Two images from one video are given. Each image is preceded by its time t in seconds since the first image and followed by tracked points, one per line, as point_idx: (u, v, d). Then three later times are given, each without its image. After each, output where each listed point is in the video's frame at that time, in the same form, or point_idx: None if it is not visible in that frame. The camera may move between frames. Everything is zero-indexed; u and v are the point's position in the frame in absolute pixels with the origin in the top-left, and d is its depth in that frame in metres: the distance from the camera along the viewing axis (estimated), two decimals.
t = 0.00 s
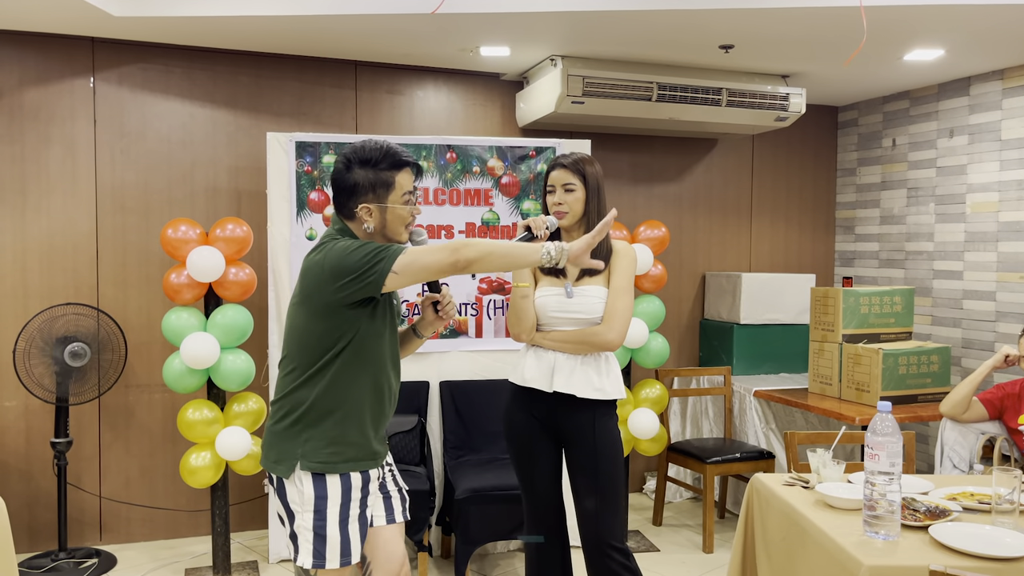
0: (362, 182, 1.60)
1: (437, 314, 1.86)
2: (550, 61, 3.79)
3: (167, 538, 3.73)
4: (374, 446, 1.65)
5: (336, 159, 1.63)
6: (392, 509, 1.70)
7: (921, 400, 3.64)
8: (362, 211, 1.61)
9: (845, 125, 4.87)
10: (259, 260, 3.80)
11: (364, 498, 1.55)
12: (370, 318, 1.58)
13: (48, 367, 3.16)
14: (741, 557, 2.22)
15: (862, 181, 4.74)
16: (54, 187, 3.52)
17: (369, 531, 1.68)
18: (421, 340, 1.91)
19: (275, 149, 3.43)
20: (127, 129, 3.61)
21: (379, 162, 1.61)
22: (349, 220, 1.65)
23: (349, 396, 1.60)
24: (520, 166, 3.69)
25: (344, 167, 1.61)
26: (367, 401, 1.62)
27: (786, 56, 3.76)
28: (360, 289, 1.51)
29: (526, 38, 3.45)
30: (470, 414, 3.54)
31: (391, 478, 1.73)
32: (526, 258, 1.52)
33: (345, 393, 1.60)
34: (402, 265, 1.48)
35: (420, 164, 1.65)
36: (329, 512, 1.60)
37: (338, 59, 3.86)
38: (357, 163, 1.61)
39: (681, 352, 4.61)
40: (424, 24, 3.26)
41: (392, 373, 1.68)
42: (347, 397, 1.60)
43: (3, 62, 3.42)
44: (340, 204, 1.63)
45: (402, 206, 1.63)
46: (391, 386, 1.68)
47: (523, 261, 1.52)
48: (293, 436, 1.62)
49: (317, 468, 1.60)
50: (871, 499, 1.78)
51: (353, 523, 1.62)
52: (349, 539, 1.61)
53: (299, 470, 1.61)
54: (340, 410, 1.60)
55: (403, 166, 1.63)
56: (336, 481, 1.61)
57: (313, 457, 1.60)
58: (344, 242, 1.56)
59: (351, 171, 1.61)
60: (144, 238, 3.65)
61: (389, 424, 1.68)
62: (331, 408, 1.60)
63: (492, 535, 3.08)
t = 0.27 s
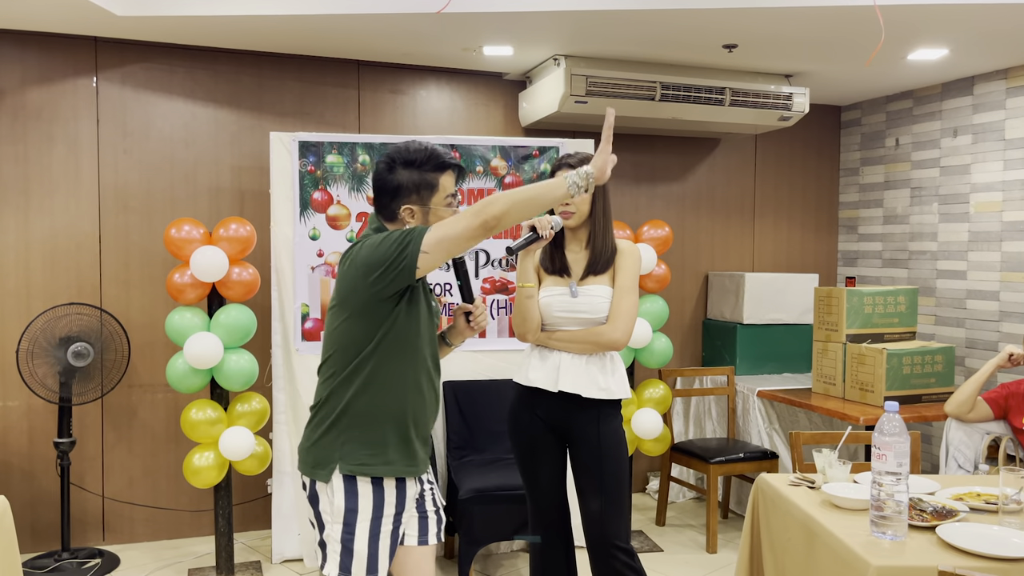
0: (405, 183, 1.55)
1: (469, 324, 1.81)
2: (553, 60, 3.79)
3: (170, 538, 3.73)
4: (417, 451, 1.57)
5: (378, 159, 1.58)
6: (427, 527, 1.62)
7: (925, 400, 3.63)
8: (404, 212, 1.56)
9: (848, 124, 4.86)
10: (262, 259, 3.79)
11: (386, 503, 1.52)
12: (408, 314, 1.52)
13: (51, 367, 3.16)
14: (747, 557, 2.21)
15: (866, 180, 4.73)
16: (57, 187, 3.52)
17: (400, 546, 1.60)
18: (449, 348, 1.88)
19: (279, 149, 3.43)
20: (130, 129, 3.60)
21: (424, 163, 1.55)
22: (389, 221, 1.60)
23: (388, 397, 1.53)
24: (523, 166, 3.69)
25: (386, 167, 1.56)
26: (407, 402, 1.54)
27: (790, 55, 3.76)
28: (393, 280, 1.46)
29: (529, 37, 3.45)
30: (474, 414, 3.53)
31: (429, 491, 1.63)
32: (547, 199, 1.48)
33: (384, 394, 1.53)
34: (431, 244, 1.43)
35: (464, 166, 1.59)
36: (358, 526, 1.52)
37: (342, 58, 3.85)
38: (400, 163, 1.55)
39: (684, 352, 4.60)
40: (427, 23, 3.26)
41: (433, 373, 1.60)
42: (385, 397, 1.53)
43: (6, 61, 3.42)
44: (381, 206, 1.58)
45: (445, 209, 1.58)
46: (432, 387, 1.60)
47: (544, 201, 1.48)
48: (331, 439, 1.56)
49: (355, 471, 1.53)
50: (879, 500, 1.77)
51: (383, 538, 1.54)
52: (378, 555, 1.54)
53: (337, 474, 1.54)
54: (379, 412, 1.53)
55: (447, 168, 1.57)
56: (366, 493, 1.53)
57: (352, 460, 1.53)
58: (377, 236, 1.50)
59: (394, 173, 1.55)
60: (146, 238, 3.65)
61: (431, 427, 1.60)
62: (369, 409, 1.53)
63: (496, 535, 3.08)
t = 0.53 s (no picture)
0: (469, 169, 1.43)
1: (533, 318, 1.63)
2: (556, 60, 3.79)
3: (173, 538, 3.73)
4: (469, 452, 1.41)
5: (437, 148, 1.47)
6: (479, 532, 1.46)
7: (928, 400, 3.63)
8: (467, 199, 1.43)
9: (851, 124, 4.85)
10: (265, 259, 3.79)
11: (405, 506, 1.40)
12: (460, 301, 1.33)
13: (53, 366, 3.16)
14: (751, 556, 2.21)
15: (868, 180, 4.73)
16: (59, 187, 3.52)
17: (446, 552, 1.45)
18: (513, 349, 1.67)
19: (282, 149, 3.44)
20: (133, 128, 3.60)
21: (487, 149, 1.45)
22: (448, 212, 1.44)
23: (439, 393, 1.36)
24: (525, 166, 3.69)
25: (447, 153, 1.44)
26: (460, 399, 1.37)
27: (793, 54, 3.75)
28: (436, 261, 1.29)
29: (532, 37, 3.44)
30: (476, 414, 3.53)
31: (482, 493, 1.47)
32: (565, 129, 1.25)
33: (434, 388, 1.35)
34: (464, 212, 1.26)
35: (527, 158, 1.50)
36: (398, 530, 1.38)
37: (344, 58, 3.85)
38: (461, 149, 1.44)
39: (687, 352, 4.60)
40: (429, 22, 3.26)
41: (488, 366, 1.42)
42: (435, 394, 1.36)
43: (8, 61, 3.42)
44: (438, 193, 1.45)
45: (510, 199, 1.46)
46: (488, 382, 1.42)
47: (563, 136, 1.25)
48: (377, 438, 1.40)
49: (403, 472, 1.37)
50: (884, 499, 1.78)
51: (424, 544, 1.39)
52: (418, 560, 1.39)
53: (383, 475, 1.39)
54: (428, 408, 1.36)
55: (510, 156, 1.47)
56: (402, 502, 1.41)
57: (400, 460, 1.37)
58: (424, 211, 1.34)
59: (455, 158, 1.44)
60: (149, 237, 3.65)
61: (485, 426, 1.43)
62: (417, 406, 1.36)
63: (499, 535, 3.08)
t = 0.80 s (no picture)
0: (499, 158, 1.46)
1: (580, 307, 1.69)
2: (558, 59, 3.78)
3: (174, 538, 3.73)
4: (503, 453, 1.41)
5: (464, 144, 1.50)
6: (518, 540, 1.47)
7: (931, 400, 3.62)
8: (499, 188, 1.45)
9: (852, 123, 4.85)
10: (266, 259, 3.79)
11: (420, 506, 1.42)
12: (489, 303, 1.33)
13: (55, 366, 3.16)
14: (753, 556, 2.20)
15: (870, 180, 4.72)
16: (61, 187, 3.52)
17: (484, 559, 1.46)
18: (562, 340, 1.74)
19: (284, 149, 3.43)
20: (135, 128, 3.60)
21: (514, 140, 1.48)
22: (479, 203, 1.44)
23: (471, 394, 1.36)
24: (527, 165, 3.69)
25: (475, 145, 1.47)
26: (492, 400, 1.37)
27: (795, 54, 3.75)
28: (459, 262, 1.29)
29: (534, 36, 3.44)
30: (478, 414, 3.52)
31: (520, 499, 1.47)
32: (576, 118, 1.21)
33: (466, 390, 1.36)
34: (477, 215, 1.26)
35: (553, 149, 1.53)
36: (433, 536, 1.39)
37: (346, 58, 3.85)
38: (489, 141, 1.47)
39: (688, 352, 4.59)
40: (431, 22, 3.25)
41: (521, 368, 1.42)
42: (466, 396, 1.36)
43: (10, 61, 3.42)
44: (470, 186, 1.48)
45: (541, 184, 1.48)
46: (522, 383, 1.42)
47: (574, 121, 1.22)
48: (413, 438, 1.41)
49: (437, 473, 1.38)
50: (887, 499, 1.77)
51: (458, 549, 1.40)
52: (452, 565, 1.40)
53: (418, 475, 1.41)
54: (460, 410, 1.37)
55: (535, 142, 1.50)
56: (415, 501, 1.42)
57: (434, 460, 1.39)
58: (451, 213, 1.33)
59: (483, 149, 1.46)
60: (150, 237, 3.65)
61: (520, 428, 1.43)
62: (450, 407, 1.37)
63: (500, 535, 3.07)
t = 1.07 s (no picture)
0: (493, 154, 1.46)
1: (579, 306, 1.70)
2: (557, 60, 3.78)
3: (174, 538, 3.73)
4: (505, 456, 1.45)
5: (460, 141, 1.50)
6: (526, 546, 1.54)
7: (930, 400, 3.62)
8: (494, 183, 1.44)
9: (852, 124, 4.84)
10: (265, 259, 3.79)
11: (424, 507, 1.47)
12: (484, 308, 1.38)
13: (54, 367, 3.16)
14: (751, 556, 2.20)
15: (870, 180, 4.72)
16: (60, 187, 3.52)
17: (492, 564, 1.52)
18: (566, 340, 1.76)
19: (282, 149, 3.43)
20: (134, 128, 3.61)
21: (508, 137, 1.48)
22: (477, 202, 1.48)
23: (471, 397, 1.41)
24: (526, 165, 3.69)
25: (471, 143, 1.48)
26: (493, 403, 1.42)
27: (794, 54, 3.75)
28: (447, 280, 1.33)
29: (532, 36, 3.44)
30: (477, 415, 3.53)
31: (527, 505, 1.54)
32: (547, 221, 1.16)
33: (467, 394, 1.40)
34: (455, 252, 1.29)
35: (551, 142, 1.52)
36: (444, 539, 1.44)
37: (345, 58, 3.85)
38: (485, 138, 1.48)
39: (688, 352, 4.59)
40: (429, 22, 3.26)
41: (521, 370, 1.46)
42: (467, 399, 1.41)
43: (10, 62, 3.43)
44: (467, 184, 1.48)
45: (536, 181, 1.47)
46: (522, 387, 1.46)
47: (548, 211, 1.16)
48: (416, 444, 1.46)
49: (441, 477, 1.42)
50: (884, 499, 1.77)
51: (470, 551, 1.45)
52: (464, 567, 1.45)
53: (422, 479, 1.45)
54: (462, 413, 1.41)
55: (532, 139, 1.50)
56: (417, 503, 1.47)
57: (437, 464, 1.43)
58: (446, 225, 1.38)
59: (479, 146, 1.47)
60: (150, 237, 3.65)
61: (521, 430, 1.47)
62: (451, 410, 1.41)
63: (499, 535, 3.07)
